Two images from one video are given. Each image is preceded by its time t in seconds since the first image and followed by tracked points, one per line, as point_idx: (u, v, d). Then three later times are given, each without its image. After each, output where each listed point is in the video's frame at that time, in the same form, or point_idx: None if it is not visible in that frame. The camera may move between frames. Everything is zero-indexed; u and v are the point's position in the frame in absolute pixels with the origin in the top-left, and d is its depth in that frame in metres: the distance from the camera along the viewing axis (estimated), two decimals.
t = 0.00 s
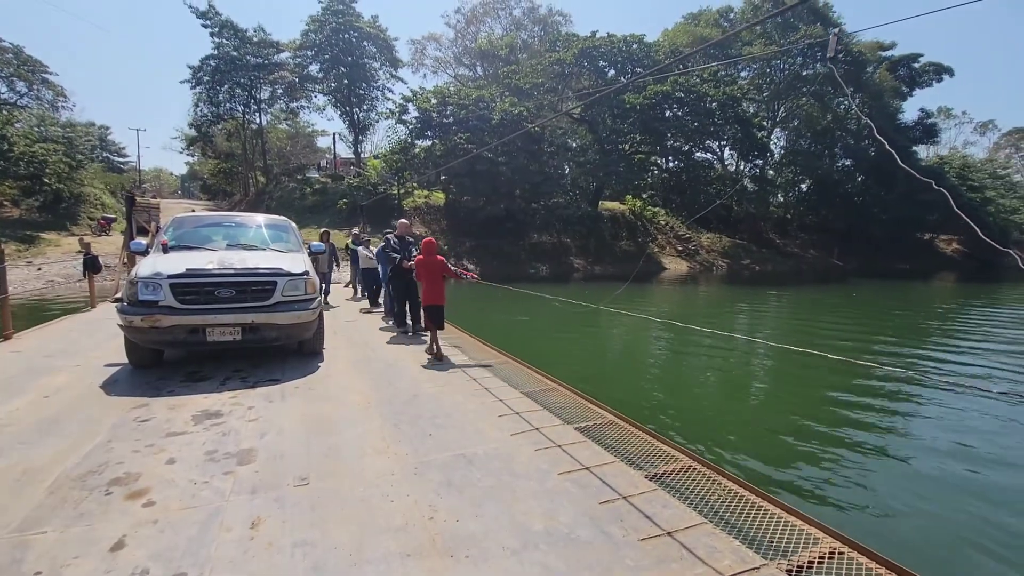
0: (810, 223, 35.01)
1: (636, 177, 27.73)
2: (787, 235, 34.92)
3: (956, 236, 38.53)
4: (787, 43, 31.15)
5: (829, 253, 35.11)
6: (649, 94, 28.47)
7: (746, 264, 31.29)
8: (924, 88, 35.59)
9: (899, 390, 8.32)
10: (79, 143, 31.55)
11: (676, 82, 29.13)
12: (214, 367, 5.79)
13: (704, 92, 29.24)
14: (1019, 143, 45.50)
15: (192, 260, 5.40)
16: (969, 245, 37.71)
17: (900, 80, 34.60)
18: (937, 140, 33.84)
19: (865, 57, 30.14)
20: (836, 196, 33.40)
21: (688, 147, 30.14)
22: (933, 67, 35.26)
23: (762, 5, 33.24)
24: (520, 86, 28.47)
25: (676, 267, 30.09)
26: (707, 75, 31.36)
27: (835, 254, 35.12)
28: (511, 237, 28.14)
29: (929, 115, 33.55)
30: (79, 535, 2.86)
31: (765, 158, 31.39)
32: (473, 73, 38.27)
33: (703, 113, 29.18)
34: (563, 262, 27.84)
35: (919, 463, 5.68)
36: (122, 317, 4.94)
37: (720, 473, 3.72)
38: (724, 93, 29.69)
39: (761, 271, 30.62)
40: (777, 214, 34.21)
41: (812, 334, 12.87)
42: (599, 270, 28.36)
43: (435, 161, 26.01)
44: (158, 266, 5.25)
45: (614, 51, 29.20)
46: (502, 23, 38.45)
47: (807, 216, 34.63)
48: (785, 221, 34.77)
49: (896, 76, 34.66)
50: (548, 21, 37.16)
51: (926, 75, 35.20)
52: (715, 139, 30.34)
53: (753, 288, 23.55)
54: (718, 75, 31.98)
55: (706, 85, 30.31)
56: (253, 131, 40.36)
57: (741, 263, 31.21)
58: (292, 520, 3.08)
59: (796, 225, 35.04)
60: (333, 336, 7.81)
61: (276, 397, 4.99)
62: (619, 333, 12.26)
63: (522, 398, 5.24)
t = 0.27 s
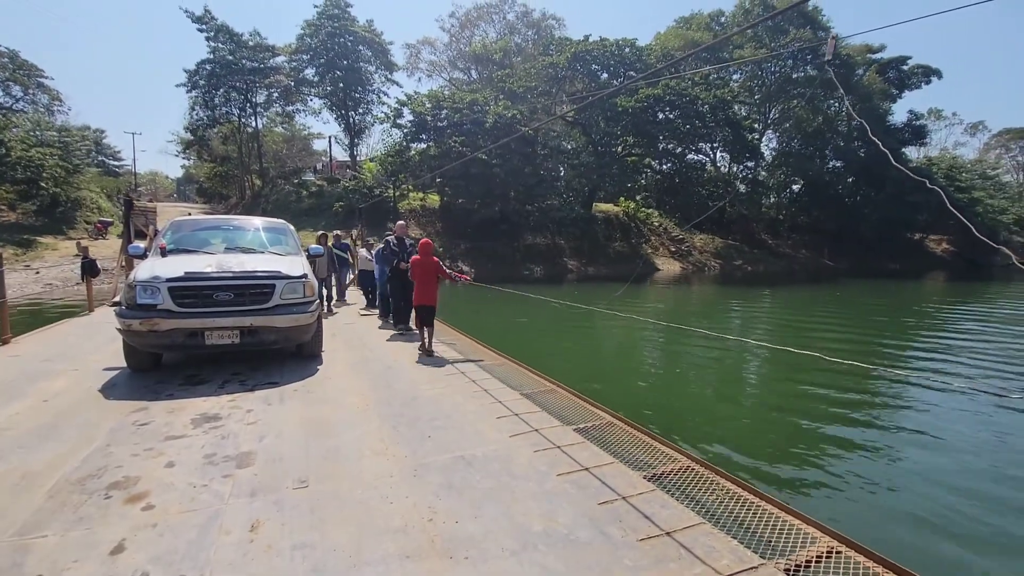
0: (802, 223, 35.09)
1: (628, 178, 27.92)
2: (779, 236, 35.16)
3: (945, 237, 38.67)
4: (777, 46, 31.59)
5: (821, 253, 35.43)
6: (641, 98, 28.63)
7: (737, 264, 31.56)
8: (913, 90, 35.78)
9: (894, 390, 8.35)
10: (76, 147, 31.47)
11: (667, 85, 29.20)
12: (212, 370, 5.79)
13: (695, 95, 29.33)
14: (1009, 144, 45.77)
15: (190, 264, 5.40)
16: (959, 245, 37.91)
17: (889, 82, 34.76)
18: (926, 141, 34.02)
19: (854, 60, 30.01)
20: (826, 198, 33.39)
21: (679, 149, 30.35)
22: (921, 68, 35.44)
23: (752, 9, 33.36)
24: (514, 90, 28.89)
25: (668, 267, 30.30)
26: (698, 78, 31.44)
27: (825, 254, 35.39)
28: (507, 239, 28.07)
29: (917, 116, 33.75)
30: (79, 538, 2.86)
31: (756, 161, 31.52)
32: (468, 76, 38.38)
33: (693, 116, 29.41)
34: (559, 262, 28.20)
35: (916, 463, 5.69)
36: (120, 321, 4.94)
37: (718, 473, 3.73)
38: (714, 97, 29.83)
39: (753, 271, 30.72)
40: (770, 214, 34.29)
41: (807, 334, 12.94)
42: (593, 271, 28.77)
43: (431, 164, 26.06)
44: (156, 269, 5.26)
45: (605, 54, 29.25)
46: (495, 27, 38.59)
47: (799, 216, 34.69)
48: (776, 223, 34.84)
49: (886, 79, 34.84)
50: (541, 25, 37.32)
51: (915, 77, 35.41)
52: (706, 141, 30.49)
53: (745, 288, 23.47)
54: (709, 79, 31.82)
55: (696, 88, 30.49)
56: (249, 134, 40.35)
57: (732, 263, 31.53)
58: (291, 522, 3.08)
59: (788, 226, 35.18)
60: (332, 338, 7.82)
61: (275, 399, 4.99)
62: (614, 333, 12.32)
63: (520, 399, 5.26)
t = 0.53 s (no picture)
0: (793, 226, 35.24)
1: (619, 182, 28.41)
2: (770, 238, 34.95)
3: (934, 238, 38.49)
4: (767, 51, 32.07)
5: (811, 256, 35.65)
6: (633, 102, 28.64)
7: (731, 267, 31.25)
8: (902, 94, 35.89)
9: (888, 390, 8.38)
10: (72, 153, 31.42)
11: (658, 90, 28.99)
12: (209, 375, 5.78)
13: (686, 100, 29.28)
14: (999, 146, 46.13)
15: (187, 268, 5.39)
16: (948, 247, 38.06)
17: (877, 88, 34.82)
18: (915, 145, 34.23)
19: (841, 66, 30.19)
20: (817, 200, 33.69)
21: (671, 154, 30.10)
22: (909, 72, 35.39)
23: (743, 15, 33.61)
24: (508, 95, 28.86)
25: (661, 270, 30.77)
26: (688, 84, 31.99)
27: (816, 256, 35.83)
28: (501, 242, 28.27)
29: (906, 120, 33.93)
30: (75, 545, 2.85)
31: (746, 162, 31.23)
32: (462, 81, 38.50)
33: (683, 120, 29.37)
34: (552, 265, 28.45)
35: (908, 464, 5.71)
36: (116, 326, 4.93)
37: (715, 475, 3.73)
38: (705, 101, 29.84)
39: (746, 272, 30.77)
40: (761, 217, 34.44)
41: (800, 334, 13.00)
42: (587, 273, 28.96)
43: (426, 168, 26.11)
44: (153, 274, 5.24)
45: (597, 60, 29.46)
46: (489, 32, 38.74)
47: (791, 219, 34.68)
48: (768, 225, 34.54)
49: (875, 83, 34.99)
50: (535, 30, 37.53)
51: (903, 82, 35.45)
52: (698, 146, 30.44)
53: (733, 288, 24.07)
54: (700, 85, 32.62)
55: (687, 92, 30.50)
56: (245, 138, 40.35)
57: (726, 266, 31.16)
58: (288, 528, 3.07)
59: (780, 228, 34.84)
60: (329, 342, 7.82)
61: (273, 404, 4.98)
62: (609, 335, 12.36)
63: (518, 403, 5.25)
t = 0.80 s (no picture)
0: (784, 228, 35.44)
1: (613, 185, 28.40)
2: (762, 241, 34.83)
3: (922, 241, 38.44)
4: (757, 57, 32.84)
5: (802, 258, 35.86)
6: (625, 107, 28.93)
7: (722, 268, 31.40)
8: (890, 99, 36.13)
9: (881, 391, 8.40)
10: (67, 156, 31.31)
11: (649, 95, 29.60)
12: (204, 379, 5.74)
13: (677, 104, 29.91)
14: (987, 150, 46.62)
15: (182, 271, 5.37)
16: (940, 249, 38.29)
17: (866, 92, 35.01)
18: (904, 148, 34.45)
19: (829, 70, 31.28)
20: (807, 203, 33.92)
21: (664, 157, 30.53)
22: (897, 77, 35.68)
23: (733, 21, 33.61)
24: (502, 100, 28.90)
25: (653, 272, 31.21)
26: (680, 88, 32.45)
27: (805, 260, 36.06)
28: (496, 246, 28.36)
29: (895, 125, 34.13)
30: (68, 551, 2.82)
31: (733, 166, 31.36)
32: (456, 85, 38.57)
33: (676, 124, 29.99)
34: (545, 268, 28.56)
35: (902, 464, 5.72)
36: (110, 329, 4.90)
37: (712, 477, 3.73)
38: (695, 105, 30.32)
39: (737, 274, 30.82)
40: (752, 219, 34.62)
41: (793, 336, 13.04)
42: (580, 276, 29.07)
43: (420, 171, 26.12)
44: (147, 277, 5.22)
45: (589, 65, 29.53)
46: (483, 37, 38.83)
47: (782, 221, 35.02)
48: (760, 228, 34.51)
49: (863, 89, 35.11)
50: (528, 35, 37.67)
51: (892, 87, 35.71)
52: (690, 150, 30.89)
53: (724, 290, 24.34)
54: (693, 90, 33.09)
55: (678, 96, 30.90)
56: (239, 141, 40.27)
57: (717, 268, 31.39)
58: (284, 532, 3.05)
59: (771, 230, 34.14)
60: (325, 346, 7.80)
61: (268, 408, 4.96)
62: (604, 337, 12.37)
63: (514, 405, 5.24)
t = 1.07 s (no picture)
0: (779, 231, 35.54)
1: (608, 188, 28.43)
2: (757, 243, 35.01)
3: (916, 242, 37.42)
4: (750, 61, 33.30)
5: (796, 260, 35.14)
6: (619, 111, 29.22)
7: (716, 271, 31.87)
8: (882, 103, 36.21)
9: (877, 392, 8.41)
10: (67, 161, 31.25)
11: (643, 99, 29.84)
12: (202, 382, 5.73)
13: (670, 108, 30.22)
14: (981, 153, 46.25)
15: (180, 274, 5.35)
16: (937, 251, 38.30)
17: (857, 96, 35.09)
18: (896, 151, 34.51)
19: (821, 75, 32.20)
20: (801, 206, 34.05)
21: (658, 160, 31.20)
22: (889, 81, 35.81)
23: (727, 26, 33.60)
24: (497, 104, 28.53)
25: (648, 273, 30.41)
26: (673, 92, 32.58)
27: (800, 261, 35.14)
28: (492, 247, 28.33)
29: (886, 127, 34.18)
30: (64, 555, 2.80)
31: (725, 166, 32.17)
32: (453, 89, 38.63)
33: (669, 128, 30.31)
34: (540, 270, 28.26)
35: (900, 466, 5.71)
36: (107, 333, 4.89)
37: (710, 479, 3.72)
38: (689, 110, 30.80)
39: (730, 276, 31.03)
40: (748, 222, 34.68)
41: (791, 337, 13.03)
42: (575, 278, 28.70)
43: (417, 175, 26.16)
44: (145, 280, 5.21)
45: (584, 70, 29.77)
46: (479, 41, 38.95)
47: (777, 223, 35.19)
48: (754, 230, 35.05)
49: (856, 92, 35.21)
50: (524, 40, 37.79)
51: (884, 90, 35.81)
52: (684, 153, 31.53)
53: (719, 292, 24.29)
54: (687, 94, 33.22)
55: (672, 101, 31.36)
56: (238, 145, 40.28)
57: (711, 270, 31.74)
58: (282, 536, 3.04)
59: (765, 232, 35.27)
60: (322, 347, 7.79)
61: (266, 411, 4.95)
62: (602, 340, 12.37)
63: (512, 408, 5.24)
